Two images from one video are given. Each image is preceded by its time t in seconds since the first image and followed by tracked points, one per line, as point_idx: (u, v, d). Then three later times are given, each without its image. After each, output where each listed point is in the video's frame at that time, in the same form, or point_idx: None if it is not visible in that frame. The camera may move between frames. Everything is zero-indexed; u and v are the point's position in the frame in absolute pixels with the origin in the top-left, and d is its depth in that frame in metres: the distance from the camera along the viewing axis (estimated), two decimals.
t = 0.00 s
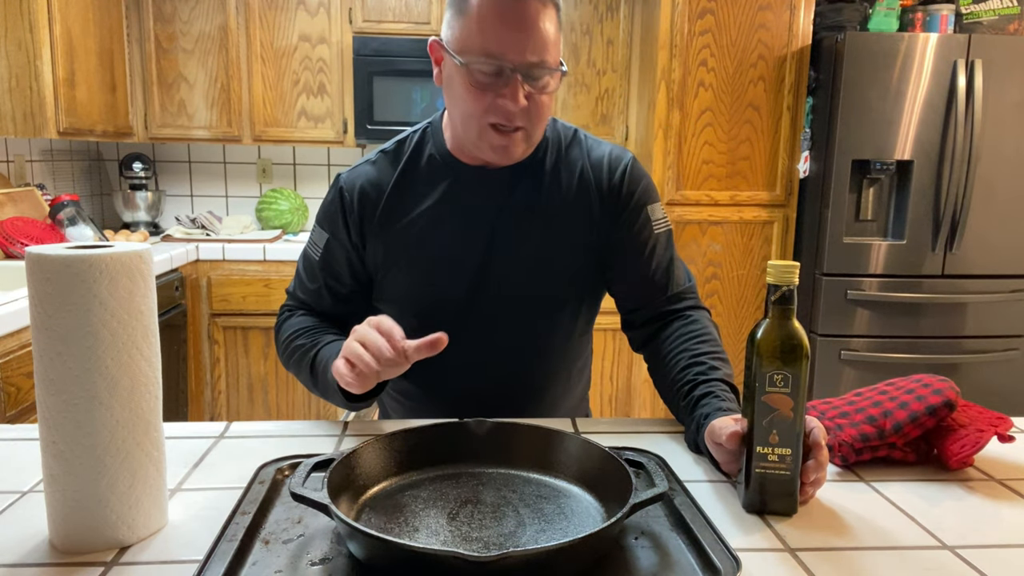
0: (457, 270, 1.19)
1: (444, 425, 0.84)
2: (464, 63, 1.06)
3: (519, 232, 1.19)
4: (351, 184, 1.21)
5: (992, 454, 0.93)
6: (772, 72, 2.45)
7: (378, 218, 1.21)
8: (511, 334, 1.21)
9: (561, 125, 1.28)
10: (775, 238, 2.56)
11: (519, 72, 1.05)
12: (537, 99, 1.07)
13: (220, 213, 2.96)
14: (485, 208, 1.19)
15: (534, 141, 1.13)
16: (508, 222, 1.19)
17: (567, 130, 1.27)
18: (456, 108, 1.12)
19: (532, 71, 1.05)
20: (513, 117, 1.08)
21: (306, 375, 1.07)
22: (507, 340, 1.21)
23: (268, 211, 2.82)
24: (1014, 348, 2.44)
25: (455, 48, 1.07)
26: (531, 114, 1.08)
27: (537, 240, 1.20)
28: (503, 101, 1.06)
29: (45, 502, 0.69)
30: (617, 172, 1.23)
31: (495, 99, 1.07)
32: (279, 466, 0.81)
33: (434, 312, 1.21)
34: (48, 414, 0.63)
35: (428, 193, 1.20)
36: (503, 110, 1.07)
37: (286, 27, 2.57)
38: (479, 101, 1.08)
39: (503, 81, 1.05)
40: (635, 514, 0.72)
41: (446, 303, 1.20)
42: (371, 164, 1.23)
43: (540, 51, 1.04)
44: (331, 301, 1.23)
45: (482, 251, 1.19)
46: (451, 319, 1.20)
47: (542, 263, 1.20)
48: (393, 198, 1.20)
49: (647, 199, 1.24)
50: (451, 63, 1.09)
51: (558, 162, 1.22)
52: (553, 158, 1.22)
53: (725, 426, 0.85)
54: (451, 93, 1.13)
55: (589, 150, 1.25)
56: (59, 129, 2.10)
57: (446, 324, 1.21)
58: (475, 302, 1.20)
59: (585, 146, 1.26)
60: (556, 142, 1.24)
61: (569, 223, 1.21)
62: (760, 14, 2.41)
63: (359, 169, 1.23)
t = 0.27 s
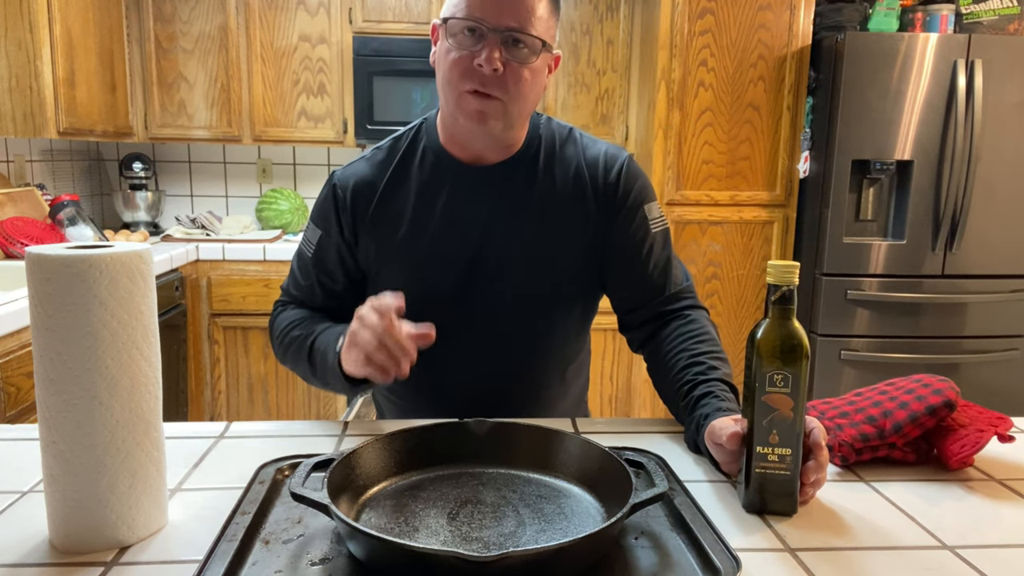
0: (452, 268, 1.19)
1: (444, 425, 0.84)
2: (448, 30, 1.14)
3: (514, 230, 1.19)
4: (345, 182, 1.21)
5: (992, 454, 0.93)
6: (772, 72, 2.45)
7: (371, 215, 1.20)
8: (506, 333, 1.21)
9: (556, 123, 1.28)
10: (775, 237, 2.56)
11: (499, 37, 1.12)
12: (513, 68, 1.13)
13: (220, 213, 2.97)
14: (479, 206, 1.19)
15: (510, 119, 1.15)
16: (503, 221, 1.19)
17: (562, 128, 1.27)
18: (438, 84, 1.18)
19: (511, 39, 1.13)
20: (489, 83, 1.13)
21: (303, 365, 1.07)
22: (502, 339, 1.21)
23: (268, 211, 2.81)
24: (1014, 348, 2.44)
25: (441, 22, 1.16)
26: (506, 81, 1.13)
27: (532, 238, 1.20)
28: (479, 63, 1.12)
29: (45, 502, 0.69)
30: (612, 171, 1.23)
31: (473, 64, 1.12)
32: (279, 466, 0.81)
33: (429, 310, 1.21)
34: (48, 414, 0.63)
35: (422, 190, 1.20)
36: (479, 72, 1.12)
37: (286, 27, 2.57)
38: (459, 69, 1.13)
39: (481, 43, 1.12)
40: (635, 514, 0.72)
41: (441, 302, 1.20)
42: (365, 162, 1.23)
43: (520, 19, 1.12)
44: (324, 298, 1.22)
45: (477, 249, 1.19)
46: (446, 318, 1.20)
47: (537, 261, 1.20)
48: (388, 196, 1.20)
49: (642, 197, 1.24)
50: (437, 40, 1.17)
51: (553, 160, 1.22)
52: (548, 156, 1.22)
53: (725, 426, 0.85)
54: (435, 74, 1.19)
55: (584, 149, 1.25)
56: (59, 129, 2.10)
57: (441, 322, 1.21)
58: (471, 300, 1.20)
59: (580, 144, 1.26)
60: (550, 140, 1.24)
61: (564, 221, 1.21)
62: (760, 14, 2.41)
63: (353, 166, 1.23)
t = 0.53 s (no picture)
0: (449, 267, 1.19)
1: (444, 425, 0.84)
2: (445, 29, 1.13)
3: (512, 229, 1.19)
4: (343, 181, 1.21)
5: (992, 453, 0.93)
6: (772, 72, 2.45)
7: (369, 214, 1.20)
8: (503, 333, 1.21)
9: (553, 124, 1.28)
10: (775, 237, 2.56)
11: (495, 37, 1.12)
12: (510, 68, 1.13)
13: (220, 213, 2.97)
14: (476, 205, 1.19)
15: (506, 120, 1.14)
16: (500, 220, 1.19)
17: (560, 129, 1.28)
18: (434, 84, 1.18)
19: (507, 38, 1.12)
20: (486, 83, 1.12)
21: (303, 353, 1.06)
22: (499, 338, 1.21)
23: (268, 211, 2.81)
24: (1014, 348, 2.44)
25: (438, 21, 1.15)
26: (503, 81, 1.13)
27: (529, 237, 1.20)
28: (475, 63, 1.11)
29: (45, 502, 0.69)
30: (610, 171, 1.23)
31: (470, 65, 1.12)
32: (279, 466, 0.81)
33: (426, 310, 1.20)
34: (48, 414, 0.63)
35: (420, 189, 1.20)
36: (475, 72, 1.12)
37: (286, 27, 2.57)
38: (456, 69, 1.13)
39: (478, 43, 1.12)
40: (635, 514, 0.72)
41: (439, 301, 1.20)
42: (362, 161, 1.23)
43: (517, 19, 1.12)
44: (322, 295, 1.21)
45: (475, 248, 1.19)
46: (443, 317, 1.20)
47: (535, 260, 1.20)
48: (385, 195, 1.20)
49: (640, 198, 1.24)
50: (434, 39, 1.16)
51: (550, 160, 1.22)
52: (545, 156, 1.22)
53: (725, 426, 0.85)
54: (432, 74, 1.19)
55: (581, 149, 1.25)
56: (59, 128, 2.10)
57: (438, 322, 1.20)
58: (468, 299, 1.20)
59: (577, 145, 1.26)
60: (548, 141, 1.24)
61: (561, 221, 1.21)
62: (760, 14, 2.41)
63: (351, 165, 1.23)
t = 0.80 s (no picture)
0: (449, 269, 1.19)
1: (443, 425, 0.84)
2: (444, 32, 1.13)
3: (511, 230, 1.19)
4: (342, 182, 1.21)
5: (992, 454, 0.93)
6: (772, 72, 2.45)
7: (367, 215, 1.20)
8: (503, 334, 1.21)
9: (552, 124, 1.28)
10: (775, 237, 2.56)
11: (495, 40, 1.11)
12: (510, 71, 1.13)
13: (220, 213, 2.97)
14: (475, 206, 1.19)
15: (507, 125, 1.15)
16: (499, 221, 1.19)
17: (559, 130, 1.28)
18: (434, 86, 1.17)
19: (507, 41, 1.12)
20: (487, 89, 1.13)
21: (302, 371, 1.06)
22: (499, 339, 1.21)
23: (268, 211, 2.82)
24: (1014, 348, 2.44)
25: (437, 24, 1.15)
26: (503, 86, 1.13)
27: (528, 238, 1.20)
28: (476, 68, 1.11)
29: (44, 502, 0.69)
30: (608, 172, 1.23)
31: (470, 69, 1.12)
32: (279, 466, 0.81)
33: (426, 311, 1.20)
34: (48, 414, 0.63)
35: (419, 190, 1.20)
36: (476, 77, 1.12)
37: (286, 27, 2.57)
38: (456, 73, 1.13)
39: (478, 47, 1.11)
40: (635, 514, 0.72)
41: (438, 302, 1.20)
42: (361, 162, 1.23)
43: (516, 22, 1.11)
44: (322, 299, 1.22)
45: (474, 249, 1.19)
46: (443, 318, 1.20)
47: (534, 261, 1.20)
48: (384, 197, 1.20)
49: (639, 198, 1.24)
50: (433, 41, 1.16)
51: (549, 160, 1.22)
52: (543, 156, 1.22)
53: (725, 426, 0.85)
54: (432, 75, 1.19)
55: (580, 149, 1.25)
56: (59, 128, 2.10)
57: (437, 323, 1.20)
58: (467, 300, 1.20)
59: (576, 145, 1.26)
60: (547, 142, 1.24)
61: (560, 221, 1.21)
62: (760, 14, 2.41)
63: (350, 166, 1.22)
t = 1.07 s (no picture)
0: (447, 269, 1.19)
1: (443, 425, 0.84)
2: (464, 50, 1.07)
3: (510, 230, 1.19)
4: (343, 183, 1.21)
5: (992, 454, 0.93)
6: (772, 72, 2.45)
7: (367, 216, 1.20)
8: (501, 334, 1.21)
9: (553, 125, 1.28)
10: (775, 237, 2.56)
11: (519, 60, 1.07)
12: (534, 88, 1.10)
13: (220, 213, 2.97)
14: (474, 206, 1.19)
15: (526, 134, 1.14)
16: (498, 221, 1.19)
17: (560, 131, 1.28)
18: (451, 98, 1.13)
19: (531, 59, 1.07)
20: (509, 107, 1.10)
21: (302, 376, 1.07)
22: (497, 339, 1.21)
23: (268, 211, 2.81)
24: (1014, 348, 2.44)
25: (453, 36, 1.09)
26: (528, 104, 1.10)
27: (527, 239, 1.20)
28: (501, 89, 1.08)
29: (44, 502, 0.69)
30: (608, 173, 1.23)
31: (492, 87, 1.08)
32: (279, 466, 0.81)
33: (424, 311, 1.20)
34: (48, 414, 0.63)
35: (418, 191, 1.20)
36: (501, 98, 1.09)
37: (286, 27, 2.57)
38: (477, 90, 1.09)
39: (502, 68, 1.07)
40: (635, 514, 0.72)
41: (436, 302, 1.20)
42: (362, 163, 1.23)
43: (540, 39, 1.06)
44: (321, 298, 1.23)
45: (473, 249, 1.19)
46: (441, 319, 1.20)
47: (533, 262, 1.20)
48: (384, 198, 1.20)
49: (638, 199, 1.24)
50: (449, 53, 1.10)
51: (549, 161, 1.22)
52: (544, 158, 1.22)
53: (725, 426, 0.85)
54: (446, 84, 1.14)
55: (580, 151, 1.25)
56: (59, 128, 2.10)
57: (435, 323, 1.21)
58: (466, 301, 1.20)
59: (576, 147, 1.26)
60: (547, 143, 1.24)
61: (560, 223, 1.21)
62: (760, 14, 2.41)
63: (350, 167, 1.23)
